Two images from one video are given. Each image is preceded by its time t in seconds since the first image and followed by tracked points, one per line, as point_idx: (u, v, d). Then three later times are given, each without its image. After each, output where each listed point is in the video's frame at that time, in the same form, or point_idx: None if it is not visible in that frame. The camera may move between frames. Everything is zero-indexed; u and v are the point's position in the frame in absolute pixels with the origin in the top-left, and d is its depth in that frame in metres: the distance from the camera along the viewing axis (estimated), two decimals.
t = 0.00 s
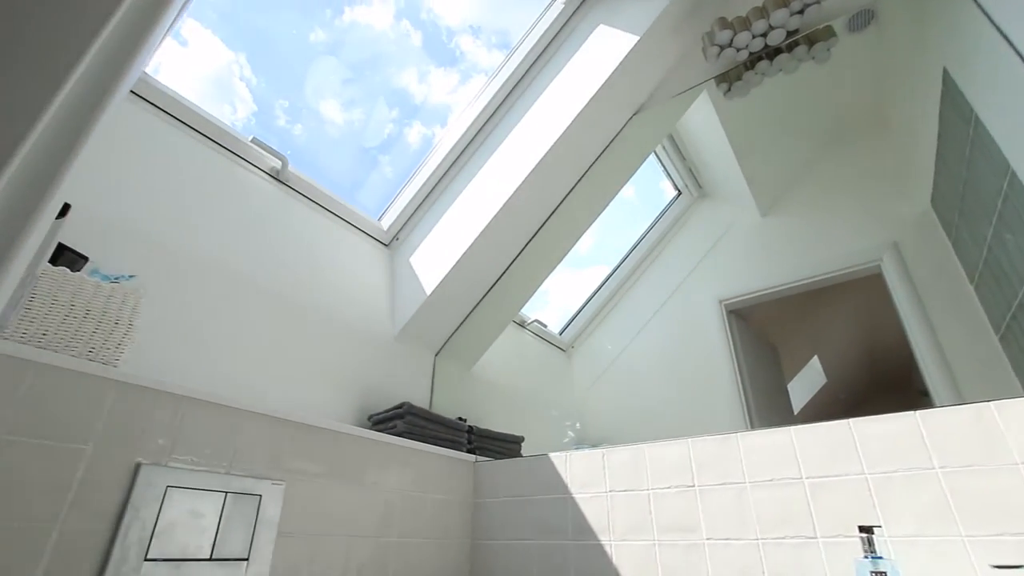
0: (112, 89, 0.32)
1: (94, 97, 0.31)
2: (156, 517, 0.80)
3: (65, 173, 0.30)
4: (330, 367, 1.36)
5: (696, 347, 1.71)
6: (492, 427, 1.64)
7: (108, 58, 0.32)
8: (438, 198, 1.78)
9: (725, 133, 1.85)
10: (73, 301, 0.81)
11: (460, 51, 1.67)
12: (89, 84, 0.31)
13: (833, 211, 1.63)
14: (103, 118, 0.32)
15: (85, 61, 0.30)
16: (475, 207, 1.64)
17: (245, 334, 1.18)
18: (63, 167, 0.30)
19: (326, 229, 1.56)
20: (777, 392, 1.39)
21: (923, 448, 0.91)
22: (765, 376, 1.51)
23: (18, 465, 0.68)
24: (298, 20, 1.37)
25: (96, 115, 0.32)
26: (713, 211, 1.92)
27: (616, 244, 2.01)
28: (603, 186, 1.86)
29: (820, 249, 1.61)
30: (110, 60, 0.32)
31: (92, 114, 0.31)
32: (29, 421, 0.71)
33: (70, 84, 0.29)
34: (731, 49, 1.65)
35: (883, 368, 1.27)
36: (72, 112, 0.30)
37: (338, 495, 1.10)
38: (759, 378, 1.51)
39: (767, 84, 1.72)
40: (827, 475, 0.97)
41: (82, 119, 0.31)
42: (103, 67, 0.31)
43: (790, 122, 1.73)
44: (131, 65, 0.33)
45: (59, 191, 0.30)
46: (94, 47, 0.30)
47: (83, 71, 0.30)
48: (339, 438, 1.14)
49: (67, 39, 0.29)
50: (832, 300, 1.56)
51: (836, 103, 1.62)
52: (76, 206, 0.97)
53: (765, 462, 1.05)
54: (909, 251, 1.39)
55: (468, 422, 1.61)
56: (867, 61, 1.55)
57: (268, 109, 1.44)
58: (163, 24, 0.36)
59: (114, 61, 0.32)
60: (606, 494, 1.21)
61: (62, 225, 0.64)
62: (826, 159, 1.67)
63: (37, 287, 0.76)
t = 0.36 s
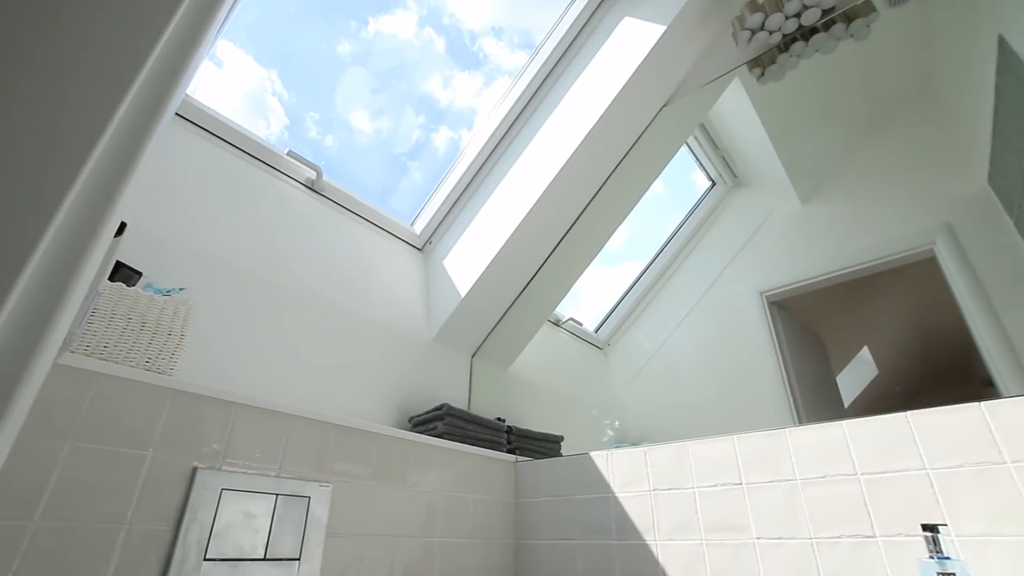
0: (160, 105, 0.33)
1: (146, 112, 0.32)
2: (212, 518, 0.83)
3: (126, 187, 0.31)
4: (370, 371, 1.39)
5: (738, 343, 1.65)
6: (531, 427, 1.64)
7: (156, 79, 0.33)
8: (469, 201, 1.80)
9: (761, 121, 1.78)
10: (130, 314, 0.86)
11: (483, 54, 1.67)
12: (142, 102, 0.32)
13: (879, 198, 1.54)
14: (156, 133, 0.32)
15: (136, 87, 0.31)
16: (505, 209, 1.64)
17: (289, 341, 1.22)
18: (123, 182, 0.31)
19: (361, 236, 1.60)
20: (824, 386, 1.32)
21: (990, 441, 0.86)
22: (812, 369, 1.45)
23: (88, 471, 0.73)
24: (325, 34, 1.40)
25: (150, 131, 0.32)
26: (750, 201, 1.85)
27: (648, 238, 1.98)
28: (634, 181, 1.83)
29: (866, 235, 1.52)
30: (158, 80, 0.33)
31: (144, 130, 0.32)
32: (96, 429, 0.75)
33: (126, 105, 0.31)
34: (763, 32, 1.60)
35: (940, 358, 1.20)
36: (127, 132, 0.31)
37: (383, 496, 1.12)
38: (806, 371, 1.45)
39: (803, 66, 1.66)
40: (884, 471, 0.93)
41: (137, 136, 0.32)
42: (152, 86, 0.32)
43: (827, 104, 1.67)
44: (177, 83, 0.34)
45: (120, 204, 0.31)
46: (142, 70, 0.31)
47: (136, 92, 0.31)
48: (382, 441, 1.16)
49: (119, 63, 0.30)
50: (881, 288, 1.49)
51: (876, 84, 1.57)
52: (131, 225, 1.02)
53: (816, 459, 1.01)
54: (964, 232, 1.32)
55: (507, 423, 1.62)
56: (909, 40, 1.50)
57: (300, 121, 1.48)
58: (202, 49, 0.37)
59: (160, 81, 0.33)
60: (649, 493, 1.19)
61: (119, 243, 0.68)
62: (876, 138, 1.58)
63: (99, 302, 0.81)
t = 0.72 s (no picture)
0: (173, 112, 0.33)
1: (159, 120, 0.32)
2: (228, 519, 0.84)
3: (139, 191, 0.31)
4: (381, 372, 1.39)
5: (750, 341, 1.64)
6: (542, 428, 1.64)
7: (168, 87, 0.33)
8: (477, 202, 1.81)
9: (771, 117, 1.76)
10: (145, 318, 0.87)
11: (489, 55, 1.67)
12: (155, 108, 0.32)
13: (894, 193, 1.52)
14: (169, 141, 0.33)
15: (148, 96, 0.32)
16: (513, 209, 1.65)
17: (301, 343, 1.23)
18: (138, 187, 0.31)
19: (370, 238, 1.60)
20: (839, 384, 1.32)
21: (1012, 439, 0.84)
22: (826, 366, 1.44)
23: (107, 473, 0.74)
24: (333, 38, 1.41)
25: (163, 140, 0.33)
26: (760, 198, 1.84)
27: (657, 237, 1.97)
28: (643, 180, 1.83)
29: (880, 231, 1.51)
30: (170, 87, 0.33)
31: (158, 137, 0.32)
32: (114, 431, 0.76)
33: (137, 114, 0.31)
34: (771, 28, 1.56)
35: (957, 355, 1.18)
36: (138, 138, 0.31)
37: (396, 496, 1.12)
38: (819, 369, 1.44)
39: (812, 61, 1.63)
40: (902, 470, 0.91)
41: (150, 143, 0.32)
42: (165, 94, 0.33)
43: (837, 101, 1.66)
44: (188, 92, 0.35)
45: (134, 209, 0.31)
46: (152, 80, 0.32)
47: (147, 100, 0.32)
48: (394, 442, 1.16)
49: (128, 74, 0.31)
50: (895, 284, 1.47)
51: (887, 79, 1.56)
52: (145, 230, 1.04)
53: (832, 458, 1.00)
54: (982, 235, 1.33)
55: (518, 423, 1.62)
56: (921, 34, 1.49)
57: (308, 125, 1.50)
58: (212, 60, 0.38)
59: (173, 88, 0.34)
60: (662, 493, 1.18)
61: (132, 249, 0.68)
62: (890, 136, 1.57)
63: (115, 306, 0.82)
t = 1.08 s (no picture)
0: (173, 112, 0.33)
1: (159, 121, 0.32)
2: (229, 519, 0.84)
3: (140, 192, 0.31)
4: (381, 372, 1.39)
5: (750, 341, 1.64)
6: (542, 428, 1.65)
7: (169, 87, 0.33)
8: (477, 202, 1.81)
9: (771, 117, 1.77)
10: (145, 318, 0.87)
11: (488, 55, 1.67)
12: (155, 108, 0.32)
13: (894, 193, 1.52)
14: (169, 141, 0.33)
15: (148, 96, 0.32)
16: (514, 210, 1.65)
17: (301, 343, 1.23)
18: (138, 188, 0.31)
19: (370, 238, 1.60)
20: (839, 384, 1.32)
21: (1013, 440, 0.84)
22: (826, 366, 1.44)
23: (107, 473, 0.74)
24: (333, 38, 1.41)
25: (163, 140, 0.33)
26: (760, 198, 1.84)
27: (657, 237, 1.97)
28: (643, 180, 1.83)
29: (880, 231, 1.51)
30: (170, 88, 0.33)
31: (158, 138, 0.32)
32: (114, 431, 0.76)
33: (137, 115, 0.31)
34: (771, 28, 1.56)
35: (958, 355, 1.18)
36: (139, 139, 0.31)
37: (396, 496, 1.12)
38: (820, 369, 1.44)
39: (813, 62, 1.63)
40: (903, 470, 0.91)
41: (150, 143, 0.32)
42: (165, 94, 0.33)
43: (837, 101, 1.66)
44: (189, 92, 0.35)
45: (135, 209, 0.31)
46: (152, 81, 0.32)
47: (147, 101, 0.32)
48: (394, 442, 1.16)
49: (128, 75, 0.31)
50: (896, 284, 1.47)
51: (886, 79, 1.56)
52: (145, 230, 1.04)
53: (833, 458, 1.00)
54: (981, 230, 1.33)
55: (518, 423, 1.62)
56: (922, 35, 1.49)
57: (308, 125, 1.50)
58: (212, 60, 0.38)
59: (173, 88, 0.34)
60: (662, 493, 1.18)
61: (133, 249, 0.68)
62: (893, 133, 1.57)
63: (115, 306, 0.82)
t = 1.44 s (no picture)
0: (174, 112, 0.33)
1: (159, 120, 0.32)
2: (229, 519, 0.84)
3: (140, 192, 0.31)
4: (381, 372, 1.39)
5: (750, 341, 1.65)
6: (542, 428, 1.65)
7: (168, 88, 0.33)
8: (476, 202, 1.81)
9: (771, 117, 1.77)
10: (145, 318, 0.87)
11: (488, 55, 1.67)
12: (156, 108, 0.32)
13: (895, 193, 1.52)
14: (169, 141, 0.33)
15: (148, 96, 0.32)
16: (514, 209, 1.65)
17: (302, 343, 1.23)
18: (138, 188, 0.31)
19: (371, 238, 1.60)
20: (839, 384, 1.32)
21: (1013, 440, 0.84)
22: (826, 366, 1.44)
23: (107, 473, 0.74)
24: (333, 38, 1.41)
25: (162, 141, 0.33)
26: (760, 198, 1.84)
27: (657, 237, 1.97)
28: (643, 180, 1.83)
29: (880, 230, 1.51)
30: (170, 88, 0.33)
31: (158, 138, 0.33)
32: (114, 431, 0.76)
33: (136, 115, 0.31)
34: (771, 28, 1.55)
35: (958, 354, 1.18)
36: (139, 138, 0.32)
37: (396, 496, 1.12)
38: (820, 369, 1.44)
39: (812, 61, 1.63)
40: (902, 470, 0.91)
41: (151, 143, 0.32)
42: (165, 95, 0.33)
43: (837, 101, 1.66)
44: (188, 92, 0.35)
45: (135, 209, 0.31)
46: (152, 81, 0.32)
47: (148, 101, 0.32)
48: (394, 442, 1.16)
49: (128, 74, 0.31)
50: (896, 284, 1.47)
51: (886, 79, 1.56)
52: (145, 229, 1.04)
53: (833, 458, 1.00)
54: (982, 231, 1.32)
55: (518, 423, 1.62)
56: (921, 34, 1.49)
57: (308, 125, 1.50)
58: (212, 60, 0.38)
59: (174, 88, 0.34)
60: (662, 493, 1.18)
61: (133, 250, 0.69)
62: (892, 132, 1.57)
63: (115, 306, 0.82)
